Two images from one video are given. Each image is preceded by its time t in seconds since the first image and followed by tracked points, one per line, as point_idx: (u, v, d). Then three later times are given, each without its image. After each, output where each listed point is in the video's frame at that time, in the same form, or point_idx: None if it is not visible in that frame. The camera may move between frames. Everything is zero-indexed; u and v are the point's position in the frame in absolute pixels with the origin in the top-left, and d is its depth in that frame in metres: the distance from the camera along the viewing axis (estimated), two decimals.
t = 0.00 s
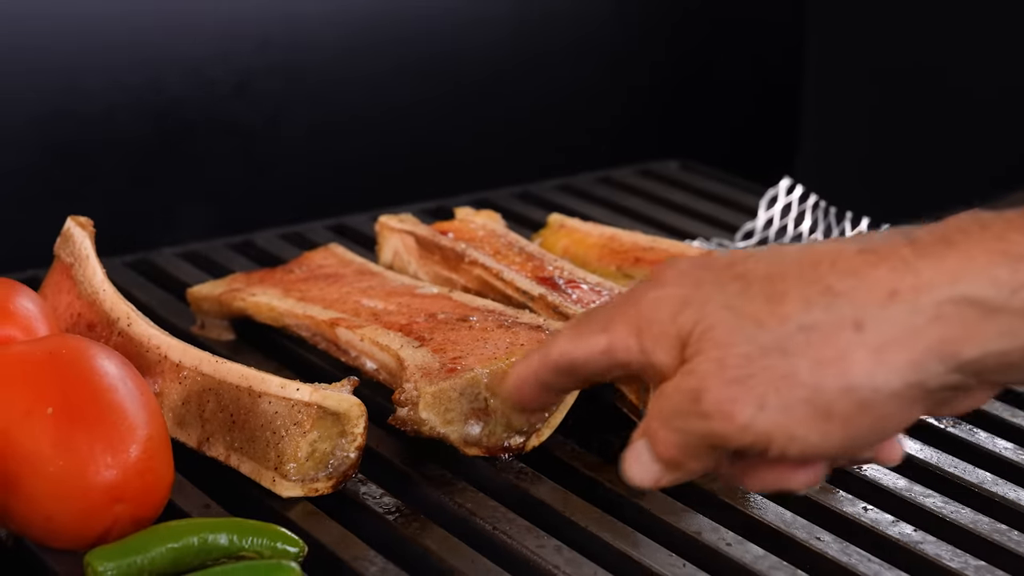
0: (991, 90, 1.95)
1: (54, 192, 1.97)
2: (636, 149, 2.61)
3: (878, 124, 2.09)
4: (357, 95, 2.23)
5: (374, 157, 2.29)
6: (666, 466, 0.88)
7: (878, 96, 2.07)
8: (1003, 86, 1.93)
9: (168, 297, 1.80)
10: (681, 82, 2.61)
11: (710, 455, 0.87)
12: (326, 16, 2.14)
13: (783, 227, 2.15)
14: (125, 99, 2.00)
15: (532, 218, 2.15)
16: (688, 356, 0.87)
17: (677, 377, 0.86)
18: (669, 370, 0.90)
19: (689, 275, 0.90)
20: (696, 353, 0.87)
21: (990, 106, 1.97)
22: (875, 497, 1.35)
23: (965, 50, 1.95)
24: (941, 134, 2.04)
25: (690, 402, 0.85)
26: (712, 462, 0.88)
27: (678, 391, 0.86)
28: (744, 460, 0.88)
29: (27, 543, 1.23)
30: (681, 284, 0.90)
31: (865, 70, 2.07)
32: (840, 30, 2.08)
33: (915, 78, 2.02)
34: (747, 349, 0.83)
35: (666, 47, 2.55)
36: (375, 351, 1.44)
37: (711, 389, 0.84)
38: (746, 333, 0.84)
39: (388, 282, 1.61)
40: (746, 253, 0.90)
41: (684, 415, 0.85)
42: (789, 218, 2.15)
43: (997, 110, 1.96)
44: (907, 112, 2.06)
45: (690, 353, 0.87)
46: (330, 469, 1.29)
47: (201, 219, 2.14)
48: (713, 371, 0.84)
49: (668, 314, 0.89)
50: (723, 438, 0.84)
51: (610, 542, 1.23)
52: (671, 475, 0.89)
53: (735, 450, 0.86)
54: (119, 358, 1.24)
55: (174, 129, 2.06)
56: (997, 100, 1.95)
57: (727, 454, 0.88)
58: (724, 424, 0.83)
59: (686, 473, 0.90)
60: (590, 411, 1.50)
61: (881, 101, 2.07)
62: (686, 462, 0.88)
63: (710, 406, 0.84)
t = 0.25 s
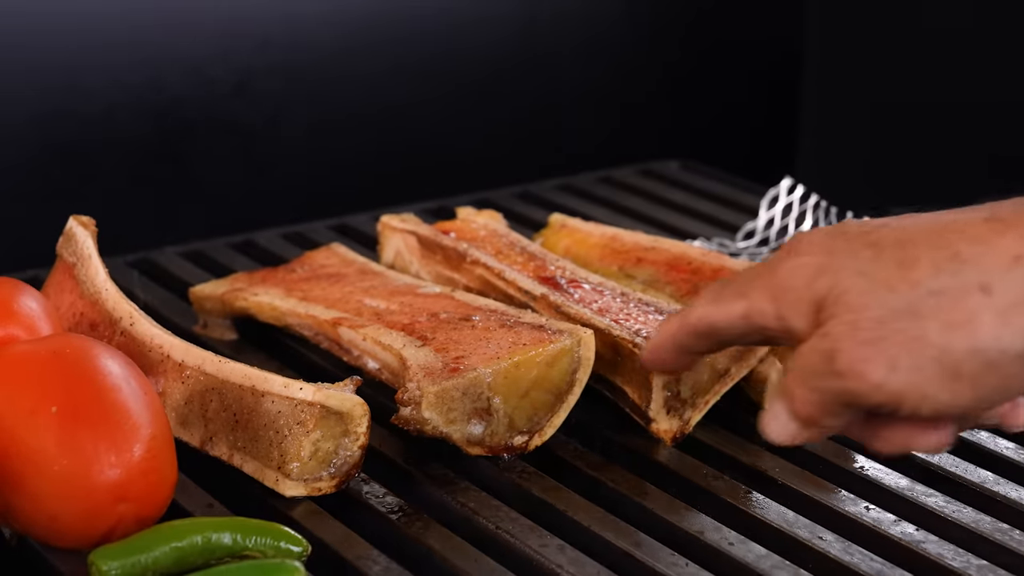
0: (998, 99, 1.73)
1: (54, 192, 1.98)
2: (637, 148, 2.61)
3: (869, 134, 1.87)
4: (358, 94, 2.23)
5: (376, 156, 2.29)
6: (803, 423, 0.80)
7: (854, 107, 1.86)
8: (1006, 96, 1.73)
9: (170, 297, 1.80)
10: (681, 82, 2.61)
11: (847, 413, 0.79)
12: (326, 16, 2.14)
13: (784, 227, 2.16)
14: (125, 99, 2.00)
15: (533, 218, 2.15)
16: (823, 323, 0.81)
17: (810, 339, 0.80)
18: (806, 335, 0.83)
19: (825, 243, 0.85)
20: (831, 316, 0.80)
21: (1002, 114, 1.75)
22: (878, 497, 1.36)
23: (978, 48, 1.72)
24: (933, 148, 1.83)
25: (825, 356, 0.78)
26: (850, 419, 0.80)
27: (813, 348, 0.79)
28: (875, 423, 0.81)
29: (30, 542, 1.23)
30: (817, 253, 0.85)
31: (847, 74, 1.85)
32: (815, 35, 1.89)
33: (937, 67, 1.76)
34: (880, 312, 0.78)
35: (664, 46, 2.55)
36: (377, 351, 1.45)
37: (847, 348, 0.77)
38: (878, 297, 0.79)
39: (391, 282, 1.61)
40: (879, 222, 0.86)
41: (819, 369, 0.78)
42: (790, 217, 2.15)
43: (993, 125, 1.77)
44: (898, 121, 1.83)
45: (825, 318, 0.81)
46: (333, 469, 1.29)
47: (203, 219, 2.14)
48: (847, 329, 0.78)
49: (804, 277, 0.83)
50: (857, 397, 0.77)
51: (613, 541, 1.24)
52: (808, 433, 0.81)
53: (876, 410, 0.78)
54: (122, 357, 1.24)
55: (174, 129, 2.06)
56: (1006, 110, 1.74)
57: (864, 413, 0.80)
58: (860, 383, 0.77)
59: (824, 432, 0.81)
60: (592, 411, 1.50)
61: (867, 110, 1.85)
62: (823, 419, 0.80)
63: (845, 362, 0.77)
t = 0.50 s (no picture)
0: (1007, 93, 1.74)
1: (54, 192, 1.98)
2: (635, 147, 2.62)
3: (870, 119, 1.88)
4: (357, 93, 2.23)
5: (375, 155, 2.30)
6: (933, 405, 0.97)
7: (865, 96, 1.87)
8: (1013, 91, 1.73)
9: (170, 296, 1.81)
10: (680, 82, 2.62)
11: (977, 394, 0.95)
12: (325, 15, 2.14)
13: (783, 225, 2.16)
14: (125, 99, 2.00)
15: (532, 217, 2.16)
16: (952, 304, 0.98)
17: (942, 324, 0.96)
18: (934, 317, 1.01)
19: (955, 232, 1.03)
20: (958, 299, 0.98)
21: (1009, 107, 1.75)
22: (876, 494, 1.36)
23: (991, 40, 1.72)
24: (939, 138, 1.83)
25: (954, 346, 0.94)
26: (977, 399, 0.96)
27: (942, 338, 0.95)
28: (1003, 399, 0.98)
29: (32, 541, 1.23)
30: (948, 240, 1.03)
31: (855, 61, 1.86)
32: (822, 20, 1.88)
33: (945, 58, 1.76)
34: (1010, 294, 0.94)
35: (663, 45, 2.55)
36: (377, 349, 1.45)
37: (976, 330, 0.93)
38: (1003, 285, 0.95)
39: (390, 280, 1.62)
40: (1004, 211, 1.04)
41: (949, 356, 0.94)
42: (789, 216, 2.16)
43: (998, 113, 1.77)
44: (904, 107, 1.83)
45: (954, 297, 0.98)
46: (333, 467, 1.30)
47: (202, 219, 2.15)
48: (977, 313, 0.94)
49: (933, 266, 1.01)
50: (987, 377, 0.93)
51: (613, 539, 1.24)
52: (941, 414, 0.97)
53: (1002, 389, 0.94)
54: (123, 356, 1.25)
55: (173, 130, 2.06)
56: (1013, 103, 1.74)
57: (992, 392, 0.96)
58: (989, 364, 0.92)
59: (955, 412, 0.97)
60: (592, 409, 1.51)
61: (872, 93, 1.86)
62: (953, 401, 0.96)
63: (973, 346, 0.93)
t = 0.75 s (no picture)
0: (1008, 92, 1.71)
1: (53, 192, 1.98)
2: (633, 147, 2.62)
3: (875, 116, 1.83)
4: (356, 92, 2.23)
5: (374, 155, 2.30)
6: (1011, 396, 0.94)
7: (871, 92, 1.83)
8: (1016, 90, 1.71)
9: (170, 296, 1.81)
10: (677, 81, 2.62)
11: None
12: (324, 14, 2.14)
13: (781, 225, 2.17)
14: (124, 99, 2.00)
15: (531, 217, 2.16)
16: None
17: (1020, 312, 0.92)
18: (1017, 306, 0.94)
19: None
20: None
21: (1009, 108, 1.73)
22: (876, 494, 1.36)
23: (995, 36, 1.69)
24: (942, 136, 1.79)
25: None
26: None
27: None
28: None
29: (32, 541, 1.23)
30: None
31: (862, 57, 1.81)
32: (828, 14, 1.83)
33: (953, 53, 1.72)
34: None
35: (662, 44, 2.55)
36: (377, 349, 1.45)
37: None
38: None
39: (390, 280, 1.62)
40: None
41: None
42: (787, 216, 2.16)
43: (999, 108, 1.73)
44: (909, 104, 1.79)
45: None
46: (333, 467, 1.30)
47: (201, 219, 2.14)
48: None
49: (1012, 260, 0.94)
50: None
51: (614, 539, 1.24)
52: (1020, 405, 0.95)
53: None
54: (123, 356, 1.25)
55: (172, 129, 2.06)
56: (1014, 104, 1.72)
57: None
58: None
59: None
60: (592, 409, 1.51)
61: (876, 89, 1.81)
62: None
63: None
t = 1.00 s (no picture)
0: (1008, 92, 1.71)
1: (51, 192, 1.98)
2: (630, 147, 2.62)
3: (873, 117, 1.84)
4: (354, 91, 2.23)
5: (372, 155, 2.30)
6: (964, 430, 0.92)
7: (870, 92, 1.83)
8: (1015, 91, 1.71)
9: (168, 296, 1.81)
10: (674, 80, 2.62)
11: (1011, 415, 0.90)
12: (323, 13, 2.14)
13: (779, 226, 2.17)
14: (121, 98, 2.00)
15: (529, 217, 2.16)
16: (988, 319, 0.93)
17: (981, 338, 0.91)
18: (969, 335, 0.95)
19: (990, 246, 0.97)
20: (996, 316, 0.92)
21: (1009, 108, 1.72)
22: (875, 494, 1.36)
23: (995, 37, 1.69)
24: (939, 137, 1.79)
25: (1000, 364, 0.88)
26: (1010, 423, 0.91)
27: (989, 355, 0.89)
28: None
29: (31, 542, 1.23)
30: (986, 254, 0.97)
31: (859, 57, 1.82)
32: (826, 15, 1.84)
33: (952, 53, 1.73)
34: None
35: (660, 44, 2.56)
36: (376, 350, 1.45)
37: (1017, 345, 0.88)
38: None
39: (388, 281, 1.62)
40: None
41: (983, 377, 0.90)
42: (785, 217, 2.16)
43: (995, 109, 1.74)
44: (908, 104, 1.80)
45: (993, 314, 0.93)
46: (332, 467, 1.30)
47: (198, 219, 2.14)
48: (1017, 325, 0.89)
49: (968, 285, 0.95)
50: None
51: (613, 539, 1.24)
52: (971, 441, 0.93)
53: None
54: (122, 357, 1.25)
55: (170, 129, 2.06)
56: (1014, 104, 1.72)
57: None
58: None
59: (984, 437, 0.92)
60: (591, 410, 1.51)
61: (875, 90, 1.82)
62: (984, 424, 0.91)
63: (1012, 361, 0.88)
